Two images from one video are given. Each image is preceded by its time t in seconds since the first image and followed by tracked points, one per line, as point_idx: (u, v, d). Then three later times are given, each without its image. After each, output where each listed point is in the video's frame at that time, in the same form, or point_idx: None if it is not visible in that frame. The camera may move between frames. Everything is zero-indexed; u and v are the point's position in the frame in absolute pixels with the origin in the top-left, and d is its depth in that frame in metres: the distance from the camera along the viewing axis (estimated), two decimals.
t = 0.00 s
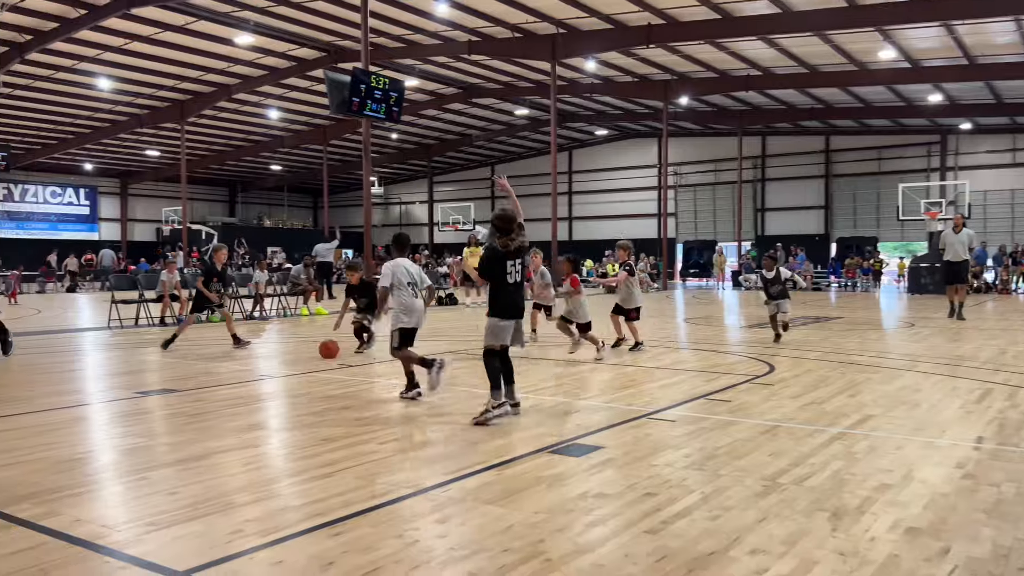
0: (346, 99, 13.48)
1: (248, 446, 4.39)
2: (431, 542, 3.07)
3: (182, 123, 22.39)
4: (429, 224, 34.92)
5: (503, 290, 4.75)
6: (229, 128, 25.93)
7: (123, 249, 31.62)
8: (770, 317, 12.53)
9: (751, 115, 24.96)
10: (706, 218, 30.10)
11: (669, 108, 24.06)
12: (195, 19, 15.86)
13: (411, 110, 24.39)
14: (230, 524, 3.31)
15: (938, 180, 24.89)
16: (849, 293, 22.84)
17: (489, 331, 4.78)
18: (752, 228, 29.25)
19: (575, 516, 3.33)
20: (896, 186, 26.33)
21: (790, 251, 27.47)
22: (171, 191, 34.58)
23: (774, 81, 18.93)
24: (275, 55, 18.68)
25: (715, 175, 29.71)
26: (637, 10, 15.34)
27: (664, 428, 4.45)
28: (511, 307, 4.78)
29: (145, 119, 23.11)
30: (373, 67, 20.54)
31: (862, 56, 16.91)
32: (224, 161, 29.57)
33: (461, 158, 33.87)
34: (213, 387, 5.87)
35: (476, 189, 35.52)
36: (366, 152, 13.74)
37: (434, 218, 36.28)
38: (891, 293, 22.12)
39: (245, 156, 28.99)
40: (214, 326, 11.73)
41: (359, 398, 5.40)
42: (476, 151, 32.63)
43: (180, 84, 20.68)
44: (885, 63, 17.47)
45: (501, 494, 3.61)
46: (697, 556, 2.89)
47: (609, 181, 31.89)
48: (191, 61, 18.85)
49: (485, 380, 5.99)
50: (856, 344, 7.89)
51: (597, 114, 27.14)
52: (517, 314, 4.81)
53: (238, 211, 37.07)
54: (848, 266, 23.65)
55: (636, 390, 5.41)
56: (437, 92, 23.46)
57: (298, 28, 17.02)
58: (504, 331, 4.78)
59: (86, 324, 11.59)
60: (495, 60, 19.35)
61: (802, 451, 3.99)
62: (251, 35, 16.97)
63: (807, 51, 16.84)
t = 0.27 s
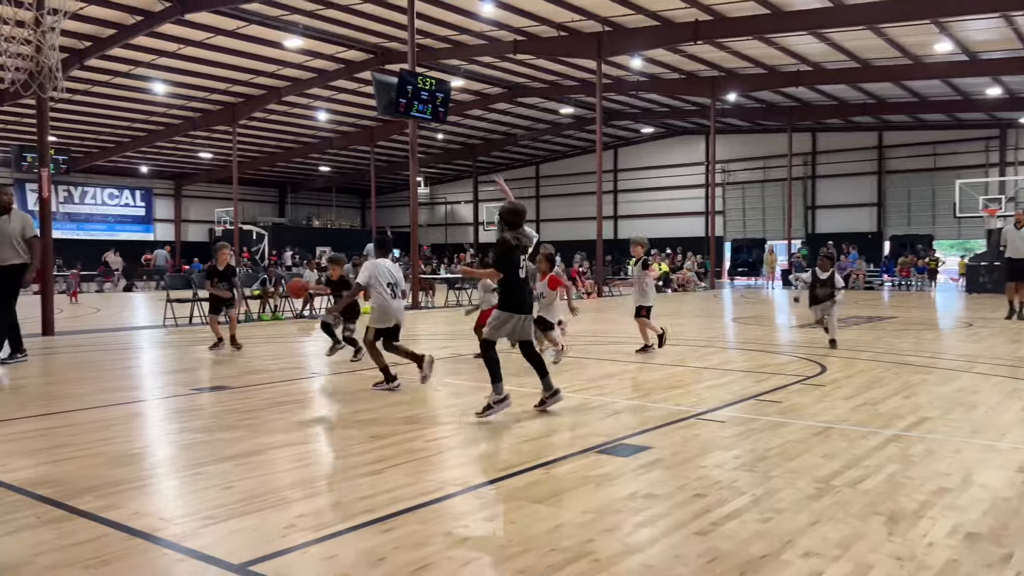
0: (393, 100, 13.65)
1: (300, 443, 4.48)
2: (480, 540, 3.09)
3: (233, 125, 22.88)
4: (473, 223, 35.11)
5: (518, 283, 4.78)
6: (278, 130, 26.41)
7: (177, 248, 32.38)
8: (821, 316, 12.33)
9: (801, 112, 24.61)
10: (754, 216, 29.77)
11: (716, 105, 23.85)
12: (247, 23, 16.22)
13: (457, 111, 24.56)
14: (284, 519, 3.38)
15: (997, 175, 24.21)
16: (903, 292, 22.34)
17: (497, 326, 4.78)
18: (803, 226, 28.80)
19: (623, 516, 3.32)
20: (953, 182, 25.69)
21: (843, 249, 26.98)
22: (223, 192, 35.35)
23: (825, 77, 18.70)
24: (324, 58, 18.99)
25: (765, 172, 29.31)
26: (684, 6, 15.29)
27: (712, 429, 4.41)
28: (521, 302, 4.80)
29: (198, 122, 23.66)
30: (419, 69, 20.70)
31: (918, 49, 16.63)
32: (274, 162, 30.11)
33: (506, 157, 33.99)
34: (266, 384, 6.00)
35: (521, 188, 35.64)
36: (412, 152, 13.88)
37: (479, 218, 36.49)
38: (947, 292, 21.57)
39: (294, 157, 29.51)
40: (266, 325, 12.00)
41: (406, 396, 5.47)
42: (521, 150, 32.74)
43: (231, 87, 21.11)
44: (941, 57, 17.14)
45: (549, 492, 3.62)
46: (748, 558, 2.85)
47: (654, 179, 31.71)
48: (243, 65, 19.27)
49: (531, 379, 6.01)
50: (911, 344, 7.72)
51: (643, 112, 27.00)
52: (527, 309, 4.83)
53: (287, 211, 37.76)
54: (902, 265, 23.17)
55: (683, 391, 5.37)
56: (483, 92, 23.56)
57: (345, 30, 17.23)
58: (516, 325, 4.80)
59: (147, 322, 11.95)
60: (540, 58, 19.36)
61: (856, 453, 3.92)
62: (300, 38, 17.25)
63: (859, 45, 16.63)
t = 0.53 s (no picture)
0: (441, 101, 13.80)
1: (354, 440, 4.55)
2: (534, 539, 3.10)
3: (286, 127, 23.32)
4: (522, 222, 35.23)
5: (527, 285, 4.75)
6: (329, 132, 26.84)
7: (231, 249, 33.09)
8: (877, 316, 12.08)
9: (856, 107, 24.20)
10: (807, 213, 29.29)
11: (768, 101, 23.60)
12: (298, 27, 16.53)
13: (505, 111, 24.65)
14: (340, 515, 3.43)
15: None
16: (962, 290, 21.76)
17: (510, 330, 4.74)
18: (858, 223, 28.21)
19: (678, 517, 3.30)
20: (1016, 176, 24.96)
21: (899, 246, 26.37)
22: (276, 194, 36.04)
23: (881, 70, 18.46)
24: (374, 60, 19.24)
25: (818, 168, 28.81)
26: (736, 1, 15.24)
27: (767, 430, 4.35)
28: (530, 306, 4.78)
29: (252, 125, 24.17)
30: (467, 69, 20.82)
31: (979, 40, 16.41)
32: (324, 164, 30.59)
33: (553, 156, 34.06)
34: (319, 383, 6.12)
35: (568, 187, 35.63)
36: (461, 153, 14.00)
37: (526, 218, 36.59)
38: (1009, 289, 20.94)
39: (343, 159, 29.98)
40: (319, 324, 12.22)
41: (457, 395, 5.52)
42: (569, 149, 32.75)
43: (284, 91, 21.51)
44: (1004, 47, 16.86)
45: (601, 492, 3.61)
46: (807, 561, 2.81)
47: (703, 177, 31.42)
48: (296, 68, 19.67)
49: (581, 379, 6.01)
50: (973, 344, 7.51)
51: (693, 109, 26.80)
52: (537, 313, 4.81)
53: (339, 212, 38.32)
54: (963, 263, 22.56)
55: (736, 391, 5.31)
56: (530, 92, 23.59)
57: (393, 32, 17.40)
58: (527, 330, 4.75)
59: (206, 322, 12.25)
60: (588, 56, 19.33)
61: (917, 456, 3.83)
62: (351, 40, 17.50)
63: (916, 37, 16.50)
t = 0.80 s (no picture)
0: (480, 103, 13.85)
1: (396, 441, 4.61)
2: (578, 540, 3.10)
3: (326, 131, 23.61)
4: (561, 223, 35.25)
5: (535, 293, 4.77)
6: (367, 135, 27.10)
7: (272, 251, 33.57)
8: (924, 316, 11.86)
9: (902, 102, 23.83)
10: (851, 211, 28.78)
11: (811, 97, 23.31)
12: (338, 32, 16.71)
13: (543, 111, 24.62)
14: (385, 514, 3.47)
15: None
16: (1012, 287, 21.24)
17: (516, 342, 4.78)
18: (903, 221, 27.62)
19: (723, 520, 3.27)
20: None
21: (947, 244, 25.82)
22: (317, 197, 36.47)
23: (928, 64, 18.22)
24: (412, 63, 19.37)
25: (863, 165, 28.36)
26: None
27: (812, 433, 4.31)
28: (535, 317, 4.80)
29: (294, 129, 24.49)
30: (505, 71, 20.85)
31: None
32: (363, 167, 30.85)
33: (592, 156, 34.00)
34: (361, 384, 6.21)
35: (605, 187, 35.52)
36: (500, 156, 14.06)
37: (563, 218, 36.55)
38: None
39: (382, 162, 30.25)
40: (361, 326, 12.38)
41: (498, 397, 5.56)
42: (607, 149, 32.68)
43: (324, 94, 21.79)
44: None
45: (645, 495, 3.60)
46: (856, 566, 2.77)
47: (744, 175, 31.12)
48: (336, 73, 19.91)
49: (622, 381, 6.01)
50: None
51: (734, 107, 26.55)
52: (543, 323, 4.84)
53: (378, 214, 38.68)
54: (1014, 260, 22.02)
55: (780, 393, 5.26)
56: (568, 92, 23.55)
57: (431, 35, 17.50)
58: (534, 341, 4.79)
59: (252, 325, 12.46)
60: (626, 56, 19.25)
61: (969, 460, 3.75)
62: (390, 44, 17.66)
63: (963, 30, 16.36)
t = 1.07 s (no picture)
0: (513, 106, 13.90)
1: (432, 443, 4.65)
2: (616, 545, 3.10)
3: (360, 136, 23.84)
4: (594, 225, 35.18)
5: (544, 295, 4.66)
6: (401, 140, 27.32)
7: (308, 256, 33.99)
8: (967, 317, 11.64)
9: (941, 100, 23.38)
10: (891, 212, 28.32)
11: (848, 95, 23.00)
12: (372, 38, 16.88)
13: (575, 114, 24.61)
14: (423, 516, 3.49)
15: None
16: None
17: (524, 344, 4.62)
18: (945, 221, 27.07)
19: (762, 526, 3.24)
20: None
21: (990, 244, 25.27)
22: (352, 202, 36.84)
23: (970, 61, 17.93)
24: (445, 67, 19.47)
25: (901, 164, 27.89)
26: None
27: (851, 437, 4.26)
28: (543, 319, 4.70)
29: (329, 134, 24.79)
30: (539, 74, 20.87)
31: None
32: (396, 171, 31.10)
33: (625, 158, 33.90)
34: (398, 386, 6.30)
35: (638, 189, 35.38)
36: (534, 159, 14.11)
37: (597, 220, 36.46)
38: None
39: (416, 166, 30.46)
40: (399, 328, 12.53)
41: (533, 400, 5.59)
42: (640, 150, 32.54)
43: (358, 100, 22.02)
44: None
45: (682, 499, 3.58)
46: (900, 573, 2.73)
47: (780, 175, 30.79)
48: (371, 79, 20.11)
49: (658, 384, 6.00)
50: None
51: (768, 106, 26.27)
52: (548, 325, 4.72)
53: (412, 218, 38.94)
54: None
55: (819, 397, 5.20)
56: (601, 95, 23.50)
57: (465, 40, 17.60)
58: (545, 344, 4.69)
59: (291, 328, 12.66)
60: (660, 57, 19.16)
61: (1016, 466, 3.68)
62: (424, 49, 17.79)
63: (1009, 26, 16.09)
